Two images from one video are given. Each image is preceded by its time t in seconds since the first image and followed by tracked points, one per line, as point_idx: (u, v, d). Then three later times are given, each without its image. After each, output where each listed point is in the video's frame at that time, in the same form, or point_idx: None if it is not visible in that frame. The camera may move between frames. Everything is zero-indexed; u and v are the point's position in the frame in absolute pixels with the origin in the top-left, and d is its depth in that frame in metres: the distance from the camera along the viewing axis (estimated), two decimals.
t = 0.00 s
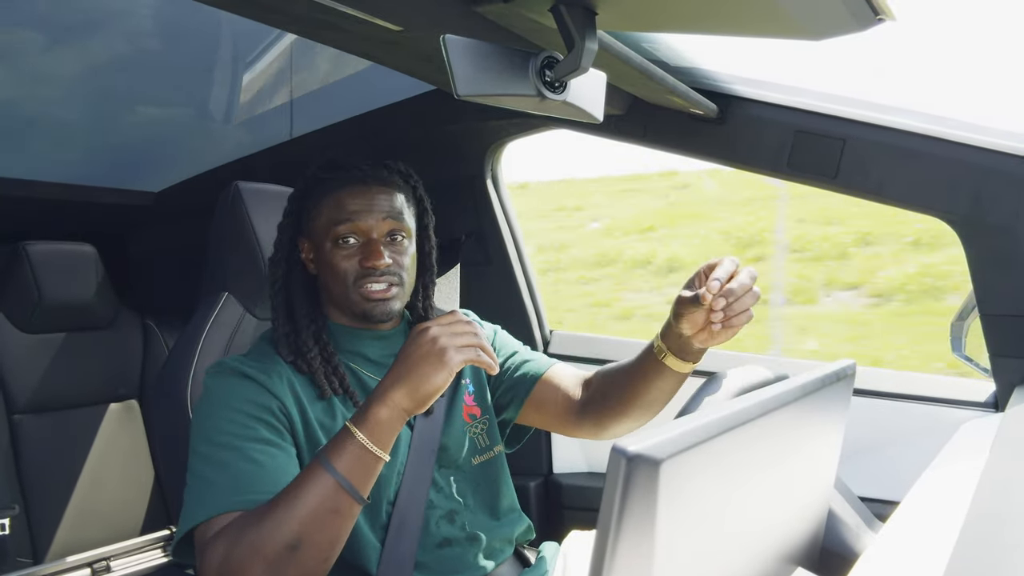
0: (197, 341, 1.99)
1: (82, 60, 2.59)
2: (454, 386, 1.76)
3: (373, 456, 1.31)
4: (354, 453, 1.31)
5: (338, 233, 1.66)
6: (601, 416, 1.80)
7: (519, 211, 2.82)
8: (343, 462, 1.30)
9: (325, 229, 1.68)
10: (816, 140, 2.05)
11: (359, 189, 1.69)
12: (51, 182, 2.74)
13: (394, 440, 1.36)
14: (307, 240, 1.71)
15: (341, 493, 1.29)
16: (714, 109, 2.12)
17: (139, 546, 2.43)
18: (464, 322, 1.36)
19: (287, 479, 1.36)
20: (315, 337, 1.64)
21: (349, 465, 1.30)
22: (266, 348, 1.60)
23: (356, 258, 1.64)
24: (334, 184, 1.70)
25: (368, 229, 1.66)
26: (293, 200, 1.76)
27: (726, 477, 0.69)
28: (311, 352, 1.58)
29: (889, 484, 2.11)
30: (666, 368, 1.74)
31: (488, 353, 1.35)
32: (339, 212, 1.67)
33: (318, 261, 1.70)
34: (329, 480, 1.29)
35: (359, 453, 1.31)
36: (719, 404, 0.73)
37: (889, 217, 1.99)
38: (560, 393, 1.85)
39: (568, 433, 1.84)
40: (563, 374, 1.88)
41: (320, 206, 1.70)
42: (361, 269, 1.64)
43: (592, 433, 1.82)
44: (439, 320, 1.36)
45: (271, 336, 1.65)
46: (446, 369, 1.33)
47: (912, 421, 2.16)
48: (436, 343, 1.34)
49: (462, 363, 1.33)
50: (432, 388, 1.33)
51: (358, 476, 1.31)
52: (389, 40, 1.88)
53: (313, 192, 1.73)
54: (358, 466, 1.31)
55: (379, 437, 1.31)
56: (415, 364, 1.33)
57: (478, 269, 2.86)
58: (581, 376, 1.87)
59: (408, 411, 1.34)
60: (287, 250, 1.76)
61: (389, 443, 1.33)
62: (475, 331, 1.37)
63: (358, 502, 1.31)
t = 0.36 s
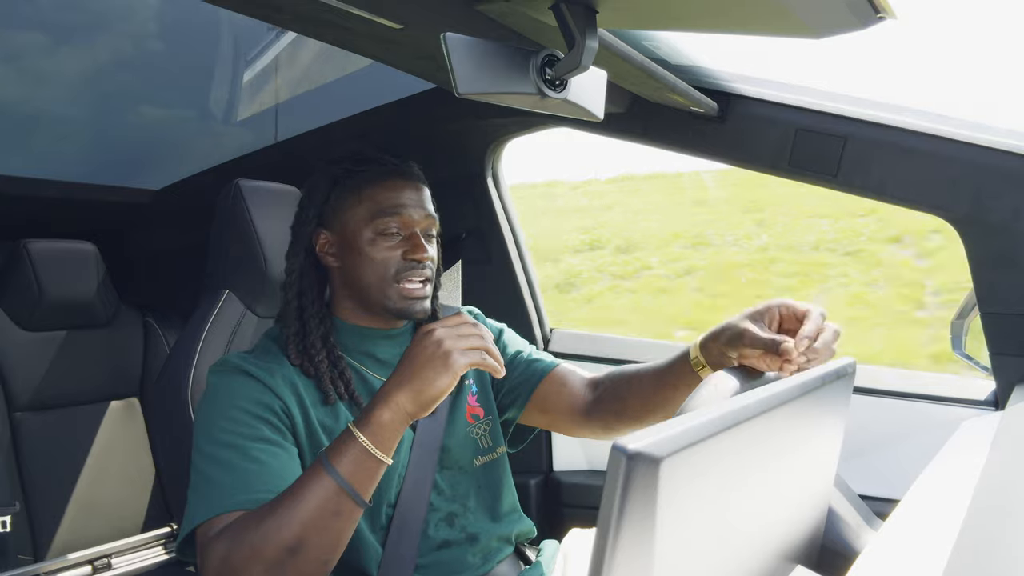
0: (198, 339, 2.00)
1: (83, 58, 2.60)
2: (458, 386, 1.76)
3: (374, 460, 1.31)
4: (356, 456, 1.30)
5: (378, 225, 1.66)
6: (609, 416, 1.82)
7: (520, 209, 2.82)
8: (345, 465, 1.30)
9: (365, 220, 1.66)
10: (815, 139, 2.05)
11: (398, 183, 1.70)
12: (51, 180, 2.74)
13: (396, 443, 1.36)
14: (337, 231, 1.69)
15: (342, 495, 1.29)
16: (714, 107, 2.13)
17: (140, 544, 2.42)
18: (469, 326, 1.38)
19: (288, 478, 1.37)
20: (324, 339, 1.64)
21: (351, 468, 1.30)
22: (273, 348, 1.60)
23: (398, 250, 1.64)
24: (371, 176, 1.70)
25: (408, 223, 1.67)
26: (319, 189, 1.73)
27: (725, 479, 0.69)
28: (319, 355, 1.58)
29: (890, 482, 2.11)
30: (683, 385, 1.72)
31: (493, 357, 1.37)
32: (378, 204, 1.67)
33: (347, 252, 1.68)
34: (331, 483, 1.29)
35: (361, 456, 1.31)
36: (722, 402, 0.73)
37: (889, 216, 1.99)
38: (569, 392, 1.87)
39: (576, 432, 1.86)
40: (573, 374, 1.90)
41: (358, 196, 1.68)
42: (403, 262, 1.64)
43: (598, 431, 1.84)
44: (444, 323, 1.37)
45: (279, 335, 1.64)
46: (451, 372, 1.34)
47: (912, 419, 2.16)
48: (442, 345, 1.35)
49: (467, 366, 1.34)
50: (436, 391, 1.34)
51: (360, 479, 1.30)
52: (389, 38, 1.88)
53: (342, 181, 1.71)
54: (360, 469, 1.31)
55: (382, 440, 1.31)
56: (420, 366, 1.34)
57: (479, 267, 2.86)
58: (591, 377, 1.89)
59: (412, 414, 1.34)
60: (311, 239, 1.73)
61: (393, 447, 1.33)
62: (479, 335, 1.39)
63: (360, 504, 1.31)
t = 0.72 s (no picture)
0: (199, 338, 2.00)
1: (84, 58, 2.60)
2: (453, 385, 1.76)
3: (372, 456, 1.31)
4: (353, 452, 1.31)
5: (379, 221, 1.67)
6: (609, 406, 1.83)
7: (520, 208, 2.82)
8: (343, 461, 1.30)
9: (365, 217, 1.68)
10: (816, 138, 2.05)
11: (397, 179, 1.72)
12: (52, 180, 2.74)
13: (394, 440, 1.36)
14: (337, 229, 1.70)
15: (341, 492, 1.29)
16: (715, 107, 2.13)
17: (141, 543, 2.42)
18: (465, 320, 1.39)
19: (288, 477, 1.37)
20: (327, 343, 1.63)
21: (349, 465, 1.30)
22: (274, 352, 1.60)
23: (400, 244, 1.65)
24: (369, 174, 1.72)
25: (409, 219, 1.69)
26: (317, 190, 1.74)
27: (723, 476, 0.69)
28: (324, 360, 1.58)
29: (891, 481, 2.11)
30: (680, 378, 1.71)
31: (489, 351, 1.38)
32: (378, 201, 1.69)
33: (347, 250, 1.68)
34: (329, 479, 1.29)
35: (359, 452, 1.31)
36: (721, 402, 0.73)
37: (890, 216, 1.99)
38: (568, 380, 1.87)
39: (576, 420, 1.87)
40: (568, 363, 1.90)
41: (357, 193, 1.70)
42: (406, 255, 1.64)
43: (597, 421, 1.85)
44: (440, 318, 1.38)
45: (283, 341, 1.64)
46: (447, 367, 1.34)
47: (912, 418, 2.16)
48: (437, 340, 1.35)
49: (463, 360, 1.35)
50: (433, 386, 1.34)
51: (358, 475, 1.31)
52: (390, 38, 1.87)
53: (340, 180, 1.72)
54: (358, 467, 1.31)
55: (382, 437, 1.31)
56: (415, 362, 1.34)
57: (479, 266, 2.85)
58: (587, 367, 1.89)
59: (409, 410, 1.34)
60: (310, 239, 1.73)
61: (390, 442, 1.33)
62: (475, 329, 1.39)
63: (358, 501, 1.31)
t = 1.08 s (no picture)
0: (200, 341, 1.99)
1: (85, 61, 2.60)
2: (453, 388, 1.76)
3: (362, 452, 1.32)
4: (343, 450, 1.31)
5: (332, 227, 1.67)
6: (609, 408, 1.83)
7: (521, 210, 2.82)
8: (333, 459, 1.30)
9: (319, 224, 1.69)
10: (816, 139, 2.05)
11: (352, 181, 1.70)
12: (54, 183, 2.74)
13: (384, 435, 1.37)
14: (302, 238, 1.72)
15: (333, 489, 1.29)
16: (716, 109, 2.13)
17: (142, 546, 2.41)
18: (448, 313, 1.38)
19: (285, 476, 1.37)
20: (313, 341, 1.64)
21: (340, 462, 1.30)
22: (264, 353, 1.60)
23: (351, 248, 1.65)
24: (327, 179, 1.72)
25: (361, 221, 1.67)
26: (291, 200, 1.78)
27: (724, 477, 0.68)
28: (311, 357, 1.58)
29: (894, 483, 2.11)
30: (683, 381, 1.71)
31: (474, 341, 1.37)
32: (332, 207, 1.69)
33: (315, 257, 1.70)
34: (321, 477, 1.29)
35: (349, 449, 1.31)
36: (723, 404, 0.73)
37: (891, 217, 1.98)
38: (568, 381, 1.86)
39: (574, 421, 1.86)
40: (569, 364, 1.89)
41: (315, 200, 1.71)
42: (356, 258, 1.63)
43: (597, 423, 1.86)
44: (424, 312, 1.38)
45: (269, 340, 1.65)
46: (432, 360, 1.34)
47: (915, 420, 2.16)
48: (421, 334, 1.35)
49: (449, 353, 1.35)
50: (420, 379, 1.34)
51: (350, 471, 1.31)
52: (391, 40, 1.88)
53: (306, 187, 1.75)
54: (349, 463, 1.31)
55: (371, 432, 1.32)
56: (400, 356, 1.34)
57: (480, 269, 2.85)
58: (588, 367, 1.88)
59: (397, 404, 1.35)
60: (287, 249, 1.77)
61: (380, 437, 1.34)
62: (459, 322, 1.39)
63: (350, 498, 1.31)
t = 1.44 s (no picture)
0: (199, 339, 1.99)
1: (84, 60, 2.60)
2: (451, 388, 1.76)
3: (359, 451, 1.32)
4: (339, 449, 1.31)
5: (341, 225, 1.66)
6: (606, 406, 1.83)
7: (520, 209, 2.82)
8: (330, 458, 1.30)
9: (326, 222, 1.67)
10: (816, 138, 2.05)
11: (360, 179, 1.70)
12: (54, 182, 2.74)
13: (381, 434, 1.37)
14: (306, 236, 1.71)
15: (330, 488, 1.29)
16: (715, 108, 2.13)
17: (141, 546, 2.41)
18: (445, 311, 1.39)
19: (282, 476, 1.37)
20: (310, 343, 1.64)
21: (336, 461, 1.30)
22: (262, 354, 1.60)
23: (361, 247, 1.64)
24: (333, 177, 1.71)
25: (370, 219, 1.67)
26: (289, 199, 1.77)
27: (723, 477, 0.69)
28: (308, 359, 1.57)
29: (893, 481, 2.11)
30: (682, 379, 1.71)
31: (471, 339, 1.37)
32: (340, 205, 1.68)
33: (318, 256, 1.69)
34: (318, 476, 1.29)
35: (346, 448, 1.31)
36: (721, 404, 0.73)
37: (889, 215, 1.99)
38: (565, 379, 1.87)
39: (570, 420, 1.86)
40: (568, 363, 1.89)
41: (322, 197, 1.70)
42: (368, 258, 1.63)
43: (592, 422, 1.85)
44: (420, 310, 1.38)
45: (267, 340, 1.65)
46: (428, 358, 1.34)
47: (914, 418, 2.16)
48: (418, 332, 1.35)
49: (445, 351, 1.35)
50: (415, 378, 1.34)
51: (346, 470, 1.31)
52: (389, 39, 1.88)
53: (310, 186, 1.74)
54: (346, 463, 1.31)
55: (368, 430, 1.32)
56: (396, 356, 1.34)
57: (480, 268, 2.85)
58: (587, 366, 1.89)
59: (392, 403, 1.35)
60: (287, 248, 1.76)
61: (377, 436, 1.34)
62: (456, 320, 1.39)
63: (347, 497, 1.31)
